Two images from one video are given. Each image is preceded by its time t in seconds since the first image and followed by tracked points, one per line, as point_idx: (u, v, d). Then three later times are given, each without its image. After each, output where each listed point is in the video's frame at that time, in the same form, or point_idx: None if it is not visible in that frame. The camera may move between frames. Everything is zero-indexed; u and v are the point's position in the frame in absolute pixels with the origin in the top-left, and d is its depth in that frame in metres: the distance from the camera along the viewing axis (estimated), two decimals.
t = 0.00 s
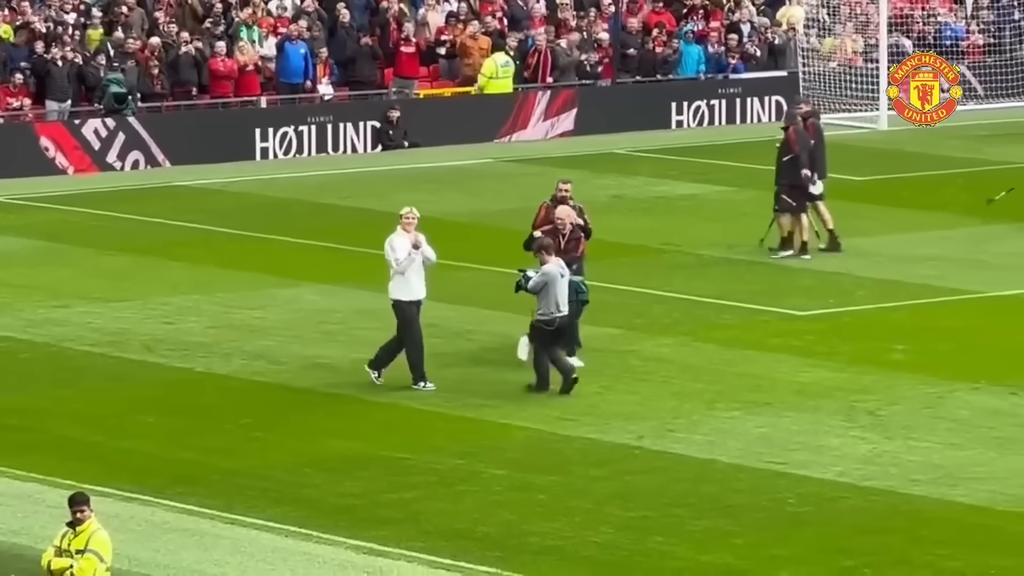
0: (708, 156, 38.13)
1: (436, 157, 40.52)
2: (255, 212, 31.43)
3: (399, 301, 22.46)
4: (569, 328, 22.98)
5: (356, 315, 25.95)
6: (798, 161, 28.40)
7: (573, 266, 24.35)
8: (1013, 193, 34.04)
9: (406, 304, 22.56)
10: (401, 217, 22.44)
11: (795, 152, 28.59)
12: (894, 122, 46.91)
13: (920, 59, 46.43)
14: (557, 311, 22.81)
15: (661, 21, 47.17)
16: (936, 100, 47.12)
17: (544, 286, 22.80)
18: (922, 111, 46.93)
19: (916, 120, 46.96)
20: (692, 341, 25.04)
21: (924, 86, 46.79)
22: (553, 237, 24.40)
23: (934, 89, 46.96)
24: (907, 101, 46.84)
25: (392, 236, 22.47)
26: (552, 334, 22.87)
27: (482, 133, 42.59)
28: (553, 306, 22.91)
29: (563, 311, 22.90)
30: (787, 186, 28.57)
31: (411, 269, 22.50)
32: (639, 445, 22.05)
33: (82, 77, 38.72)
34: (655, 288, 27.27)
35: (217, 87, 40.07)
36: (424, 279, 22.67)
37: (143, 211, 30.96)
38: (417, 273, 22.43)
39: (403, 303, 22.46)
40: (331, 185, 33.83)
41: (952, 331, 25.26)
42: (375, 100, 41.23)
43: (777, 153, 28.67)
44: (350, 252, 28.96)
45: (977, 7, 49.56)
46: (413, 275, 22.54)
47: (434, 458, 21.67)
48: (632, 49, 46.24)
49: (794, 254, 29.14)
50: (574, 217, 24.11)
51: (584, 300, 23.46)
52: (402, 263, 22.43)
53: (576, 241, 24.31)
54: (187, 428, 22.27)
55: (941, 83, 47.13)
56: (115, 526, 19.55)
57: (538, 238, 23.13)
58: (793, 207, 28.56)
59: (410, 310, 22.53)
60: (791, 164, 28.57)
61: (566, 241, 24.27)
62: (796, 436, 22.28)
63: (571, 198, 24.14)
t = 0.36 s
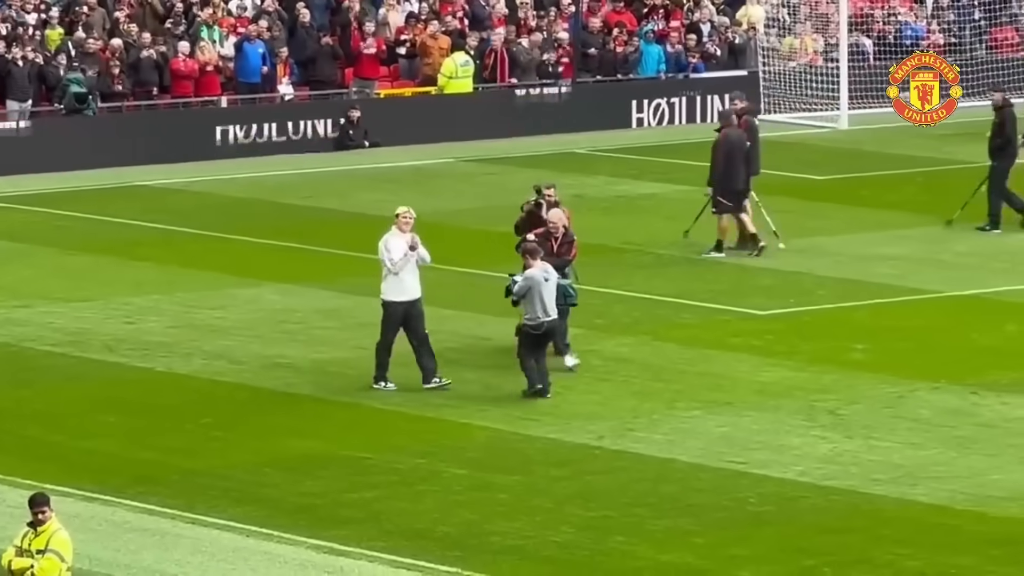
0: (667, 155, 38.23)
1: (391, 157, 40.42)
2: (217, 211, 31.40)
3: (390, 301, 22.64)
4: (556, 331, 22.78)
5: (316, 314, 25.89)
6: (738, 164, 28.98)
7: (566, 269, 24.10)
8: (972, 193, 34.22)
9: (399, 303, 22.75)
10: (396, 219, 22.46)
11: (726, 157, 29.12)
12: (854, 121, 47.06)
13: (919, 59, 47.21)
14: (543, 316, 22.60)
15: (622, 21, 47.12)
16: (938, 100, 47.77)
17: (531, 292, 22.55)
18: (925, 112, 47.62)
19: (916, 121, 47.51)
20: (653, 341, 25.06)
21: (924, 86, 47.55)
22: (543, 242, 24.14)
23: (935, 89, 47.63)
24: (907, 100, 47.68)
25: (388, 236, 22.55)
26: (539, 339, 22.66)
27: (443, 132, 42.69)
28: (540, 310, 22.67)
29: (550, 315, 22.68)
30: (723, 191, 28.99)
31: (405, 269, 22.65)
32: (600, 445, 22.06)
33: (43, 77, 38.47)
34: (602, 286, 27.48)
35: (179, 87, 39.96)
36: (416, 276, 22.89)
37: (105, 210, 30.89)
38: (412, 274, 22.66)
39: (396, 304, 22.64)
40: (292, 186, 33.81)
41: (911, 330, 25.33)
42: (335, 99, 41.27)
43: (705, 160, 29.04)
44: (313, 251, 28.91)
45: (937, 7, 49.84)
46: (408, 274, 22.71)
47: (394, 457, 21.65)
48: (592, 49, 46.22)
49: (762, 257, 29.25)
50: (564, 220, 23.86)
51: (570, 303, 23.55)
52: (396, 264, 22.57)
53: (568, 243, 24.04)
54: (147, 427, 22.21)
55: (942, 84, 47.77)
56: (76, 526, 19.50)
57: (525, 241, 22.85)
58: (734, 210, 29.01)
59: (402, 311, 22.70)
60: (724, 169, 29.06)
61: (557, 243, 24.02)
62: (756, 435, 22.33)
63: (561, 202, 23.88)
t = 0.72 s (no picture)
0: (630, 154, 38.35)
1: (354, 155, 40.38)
2: (180, 209, 31.32)
3: (391, 303, 22.56)
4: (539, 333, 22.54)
5: (280, 313, 25.83)
6: (678, 162, 28.66)
7: (562, 268, 23.94)
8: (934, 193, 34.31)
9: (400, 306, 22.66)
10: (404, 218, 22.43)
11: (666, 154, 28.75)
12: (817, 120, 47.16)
13: (919, 59, 46.61)
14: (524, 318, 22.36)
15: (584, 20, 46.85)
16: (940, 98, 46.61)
17: (508, 293, 22.38)
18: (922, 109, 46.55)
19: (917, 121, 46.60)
20: (618, 339, 25.07)
21: (924, 86, 46.55)
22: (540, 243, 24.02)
23: (935, 89, 46.64)
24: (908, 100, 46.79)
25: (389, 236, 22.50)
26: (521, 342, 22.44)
27: (407, 131, 42.77)
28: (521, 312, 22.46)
29: (531, 317, 22.43)
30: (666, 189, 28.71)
31: (405, 271, 22.58)
32: (564, 444, 22.07)
33: (6, 77, 38.35)
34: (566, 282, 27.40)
35: (142, 86, 39.84)
36: (418, 279, 22.82)
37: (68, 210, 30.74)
38: (412, 276, 22.58)
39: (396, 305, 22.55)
40: (255, 185, 33.72)
41: (875, 329, 25.39)
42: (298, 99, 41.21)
43: (644, 160, 28.53)
44: (280, 251, 28.80)
45: (901, 6, 49.96)
46: (408, 276, 22.62)
47: (359, 457, 21.63)
48: (556, 48, 45.90)
49: (728, 256, 29.23)
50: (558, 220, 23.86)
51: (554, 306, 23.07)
52: (395, 265, 22.51)
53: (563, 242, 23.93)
54: (111, 427, 22.15)
55: (942, 85, 46.78)
56: (39, 525, 19.45)
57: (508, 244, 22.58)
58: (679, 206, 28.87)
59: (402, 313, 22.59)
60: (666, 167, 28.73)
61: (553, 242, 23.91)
62: (719, 434, 22.36)
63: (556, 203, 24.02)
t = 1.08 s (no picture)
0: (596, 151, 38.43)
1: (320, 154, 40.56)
2: (148, 208, 31.24)
3: (392, 306, 22.51)
4: (527, 339, 22.24)
5: (246, 311, 25.77)
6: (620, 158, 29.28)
7: (568, 272, 23.53)
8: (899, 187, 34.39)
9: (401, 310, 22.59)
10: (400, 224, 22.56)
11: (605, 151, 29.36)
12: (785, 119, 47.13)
13: (918, 59, 46.38)
14: (509, 323, 22.09)
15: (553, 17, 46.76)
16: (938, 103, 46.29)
17: (495, 298, 22.18)
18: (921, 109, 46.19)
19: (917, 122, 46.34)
20: (585, 337, 25.10)
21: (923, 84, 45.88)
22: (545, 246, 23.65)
23: (934, 89, 46.37)
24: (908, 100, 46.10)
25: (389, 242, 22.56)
26: (506, 347, 22.18)
27: (374, 131, 42.83)
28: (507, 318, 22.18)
29: (517, 323, 22.14)
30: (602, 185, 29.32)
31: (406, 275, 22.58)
32: (532, 443, 22.09)
33: None
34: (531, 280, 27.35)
35: (111, 84, 39.66)
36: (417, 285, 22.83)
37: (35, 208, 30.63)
38: (413, 280, 22.57)
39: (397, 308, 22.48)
40: (222, 183, 33.65)
41: (842, 328, 25.44)
42: (266, 94, 41.27)
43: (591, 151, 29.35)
44: (249, 250, 28.72)
45: (868, 5, 49.88)
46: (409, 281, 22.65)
47: (326, 456, 21.61)
48: (525, 47, 45.95)
49: (695, 255, 29.23)
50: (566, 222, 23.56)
51: (543, 312, 22.38)
52: (396, 269, 22.53)
53: (569, 245, 23.59)
54: (78, 425, 22.09)
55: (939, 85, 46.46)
56: (7, 523, 19.41)
57: (497, 248, 22.23)
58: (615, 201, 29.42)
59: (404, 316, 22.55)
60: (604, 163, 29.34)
61: (559, 245, 23.55)
62: (687, 433, 22.38)
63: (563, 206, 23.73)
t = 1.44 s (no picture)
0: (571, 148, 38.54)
1: (293, 151, 40.56)
2: (123, 205, 31.27)
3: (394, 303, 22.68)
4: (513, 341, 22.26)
5: (220, 309, 25.75)
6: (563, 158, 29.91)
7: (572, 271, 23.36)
8: (873, 183, 34.51)
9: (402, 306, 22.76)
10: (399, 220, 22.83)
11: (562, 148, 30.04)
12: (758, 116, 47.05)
13: (919, 58, 48.46)
14: (495, 326, 22.12)
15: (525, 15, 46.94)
16: (940, 101, 48.24)
17: (479, 300, 22.25)
18: (921, 110, 47.38)
19: (916, 119, 46.71)
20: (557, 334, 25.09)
21: (926, 87, 48.23)
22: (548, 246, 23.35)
23: (936, 92, 48.04)
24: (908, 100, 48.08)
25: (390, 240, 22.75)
26: (493, 350, 22.20)
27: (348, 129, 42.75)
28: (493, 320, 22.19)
29: (503, 325, 22.16)
30: (554, 182, 30.02)
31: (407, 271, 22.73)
32: (505, 440, 22.09)
33: None
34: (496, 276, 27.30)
35: (83, 80, 39.59)
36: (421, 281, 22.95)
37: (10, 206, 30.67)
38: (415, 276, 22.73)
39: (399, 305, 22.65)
40: (197, 180, 33.68)
41: (814, 324, 25.46)
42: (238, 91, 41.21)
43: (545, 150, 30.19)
44: (223, 247, 28.74)
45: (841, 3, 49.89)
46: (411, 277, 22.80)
47: (299, 453, 21.60)
48: (498, 45, 45.74)
49: (669, 252, 29.24)
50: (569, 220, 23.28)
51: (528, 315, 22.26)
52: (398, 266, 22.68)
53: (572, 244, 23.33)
54: (50, 423, 22.08)
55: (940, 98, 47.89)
56: None
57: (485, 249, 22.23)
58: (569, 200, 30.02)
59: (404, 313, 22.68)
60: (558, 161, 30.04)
61: (563, 245, 23.32)
62: (659, 430, 22.37)
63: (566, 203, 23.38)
